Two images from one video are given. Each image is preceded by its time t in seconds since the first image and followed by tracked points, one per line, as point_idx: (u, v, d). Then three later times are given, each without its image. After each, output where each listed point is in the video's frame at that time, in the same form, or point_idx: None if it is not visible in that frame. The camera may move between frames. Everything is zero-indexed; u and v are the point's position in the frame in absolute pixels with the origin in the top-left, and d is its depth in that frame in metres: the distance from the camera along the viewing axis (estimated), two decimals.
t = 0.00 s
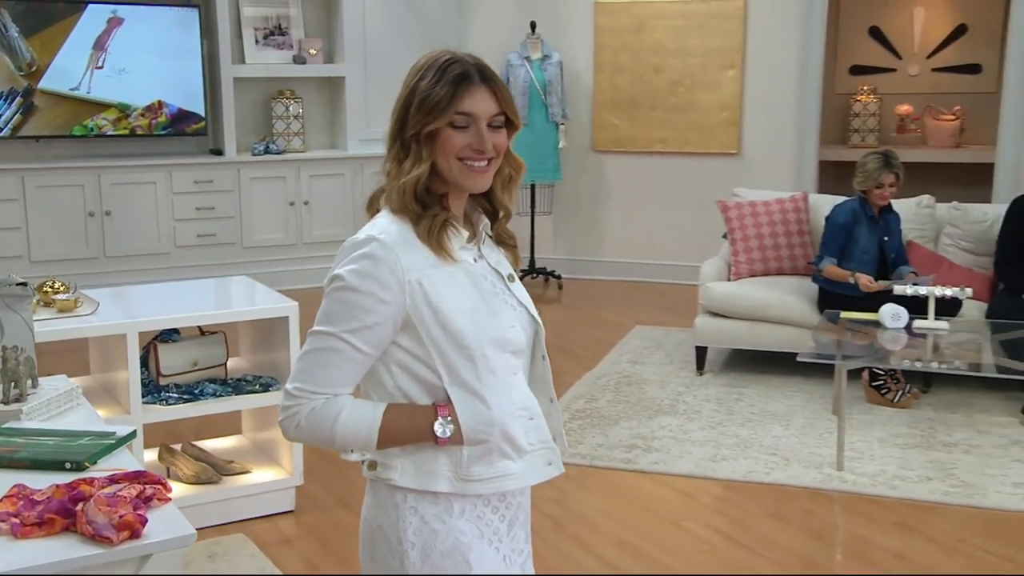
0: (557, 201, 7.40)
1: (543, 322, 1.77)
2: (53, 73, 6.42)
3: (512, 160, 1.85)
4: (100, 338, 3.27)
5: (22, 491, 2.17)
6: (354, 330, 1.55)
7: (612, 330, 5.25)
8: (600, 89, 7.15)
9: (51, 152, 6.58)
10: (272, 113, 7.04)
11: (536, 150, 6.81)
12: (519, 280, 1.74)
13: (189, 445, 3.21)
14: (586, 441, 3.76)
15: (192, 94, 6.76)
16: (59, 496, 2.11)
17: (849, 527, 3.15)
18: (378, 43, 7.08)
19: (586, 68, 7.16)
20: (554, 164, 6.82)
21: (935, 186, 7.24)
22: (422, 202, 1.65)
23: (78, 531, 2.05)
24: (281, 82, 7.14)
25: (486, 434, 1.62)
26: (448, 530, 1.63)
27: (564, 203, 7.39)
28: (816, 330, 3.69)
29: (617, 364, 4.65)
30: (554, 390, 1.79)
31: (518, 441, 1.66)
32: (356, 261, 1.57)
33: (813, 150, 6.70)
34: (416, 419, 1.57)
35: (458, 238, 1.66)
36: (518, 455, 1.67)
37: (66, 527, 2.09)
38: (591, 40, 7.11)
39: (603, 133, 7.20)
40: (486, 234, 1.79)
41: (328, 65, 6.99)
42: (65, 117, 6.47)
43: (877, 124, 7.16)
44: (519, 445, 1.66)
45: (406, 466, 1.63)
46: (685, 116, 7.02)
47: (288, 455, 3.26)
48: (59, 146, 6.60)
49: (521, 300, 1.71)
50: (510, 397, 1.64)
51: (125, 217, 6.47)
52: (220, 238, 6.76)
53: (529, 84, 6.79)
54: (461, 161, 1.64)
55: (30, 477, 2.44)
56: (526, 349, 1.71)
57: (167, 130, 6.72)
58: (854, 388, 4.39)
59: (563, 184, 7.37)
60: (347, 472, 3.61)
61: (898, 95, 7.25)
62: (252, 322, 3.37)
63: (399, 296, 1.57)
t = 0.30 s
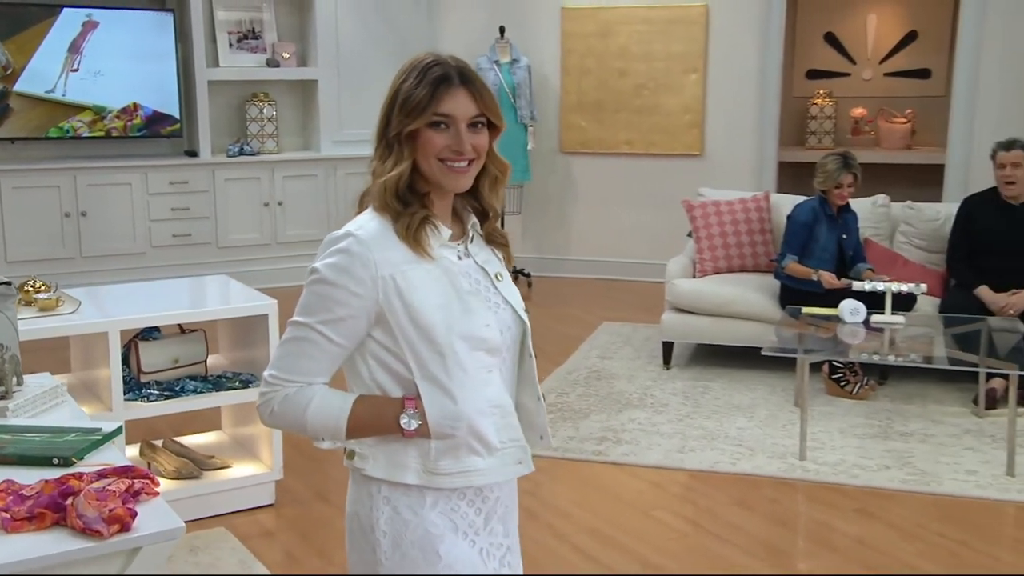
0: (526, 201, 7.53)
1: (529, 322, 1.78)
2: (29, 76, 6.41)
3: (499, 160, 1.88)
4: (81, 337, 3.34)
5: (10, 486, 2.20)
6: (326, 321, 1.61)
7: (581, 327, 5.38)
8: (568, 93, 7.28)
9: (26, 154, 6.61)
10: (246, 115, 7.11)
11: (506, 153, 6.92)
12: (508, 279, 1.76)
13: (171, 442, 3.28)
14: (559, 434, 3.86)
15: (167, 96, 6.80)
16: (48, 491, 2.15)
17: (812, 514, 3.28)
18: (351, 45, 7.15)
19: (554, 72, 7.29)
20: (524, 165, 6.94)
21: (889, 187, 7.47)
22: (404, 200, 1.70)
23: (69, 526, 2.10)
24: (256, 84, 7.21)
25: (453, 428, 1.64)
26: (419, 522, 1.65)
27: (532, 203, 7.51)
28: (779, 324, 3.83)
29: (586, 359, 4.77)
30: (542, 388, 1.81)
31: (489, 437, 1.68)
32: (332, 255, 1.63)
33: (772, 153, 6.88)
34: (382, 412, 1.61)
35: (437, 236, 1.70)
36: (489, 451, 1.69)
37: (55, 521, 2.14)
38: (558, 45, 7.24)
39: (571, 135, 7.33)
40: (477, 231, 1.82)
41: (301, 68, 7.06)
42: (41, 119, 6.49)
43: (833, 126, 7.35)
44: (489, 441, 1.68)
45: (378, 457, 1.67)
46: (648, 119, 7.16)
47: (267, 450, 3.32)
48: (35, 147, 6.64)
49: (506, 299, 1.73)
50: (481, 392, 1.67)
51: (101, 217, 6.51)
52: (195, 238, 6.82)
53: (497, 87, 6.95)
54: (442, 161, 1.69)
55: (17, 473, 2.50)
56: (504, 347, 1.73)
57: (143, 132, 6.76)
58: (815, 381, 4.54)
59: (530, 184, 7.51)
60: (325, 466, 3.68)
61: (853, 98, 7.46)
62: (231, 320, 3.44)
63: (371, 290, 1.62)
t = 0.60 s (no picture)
0: (498, 202, 7.66)
1: (513, 316, 1.83)
2: (7, 78, 6.45)
3: (483, 163, 1.90)
4: (65, 336, 3.42)
5: (3, 482, 2.31)
6: (314, 317, 1.65)
7: (554, 324, 5.51)
8: (539, 96, 7.40)
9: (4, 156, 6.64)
10: (223, 118, 7.16)
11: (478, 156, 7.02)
12: (492, 275, 1.81)
13: (155, 438, 3.37)
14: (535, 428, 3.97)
15: (145, 99, 6.85)
16: (41, 486, 2.26)
17: (779, 502, 3.41)
18: (326, 51, 7.23)
19: (525, 75, 7.41)
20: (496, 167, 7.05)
21: (850, 187, 7.67)
22: (389, 199, 1.73)
23: (62, 519, 2.20)
24: (233, 88, 7.27)
25: (437, 422, 1.69)
26: (409, 512, 1.71)
27: (505, 204, 7.63)
28: (747, 319, 3.97)
29: (559, 356, 4.89)
30: (527, 380, 1.86)
31: (473, 430, 1.73)
32: (320, 253, 1.66)
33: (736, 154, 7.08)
34: (369, 407, 1.65)
35: (421, 235, 1.73)
36: (473, 444, 1.74)
37: (48, 516, 2.25)
38: (529, 49, 7.36)
39: (542, 137, 7.45)
40: (460, 228, 1.85)
41: (277, 72, 7.12)
42: (19, 121, 6.53)
43: (795, 129, 7.53)
44: (473, 434, 1.73)
45: (365, 449, 1.73)
46: (615, 123, 7.29)
47: (250, 445, 3.42)
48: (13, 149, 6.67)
49: (490, 294, 1.78)
50: (464, 387, 1.71)
51: (80, 219, 6.55)
52: (174, 238, 6.88)
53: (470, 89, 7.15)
54: (427, 164, 1.71)
55: (8, 468, 2.57)
56: (487, 341, 1.77)
57: (122, 134, 6.82)
58: (780, 375, 4.69)
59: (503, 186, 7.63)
60: (307, 461, 3.75)
61: (813, 102, 7.66)
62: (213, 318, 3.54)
63: (357, 288, 1.65)
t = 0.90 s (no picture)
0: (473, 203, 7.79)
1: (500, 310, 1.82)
2: None
3: (470, 163, 1.88)
4: (51, 334, 3.49)
5: None
6: (311, 317, 1.63)
7: (529, 321, 5.64)
8: (513, 99, 7.51)
9: None
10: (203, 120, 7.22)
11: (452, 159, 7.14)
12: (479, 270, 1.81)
13: (140, 434, 3.45)
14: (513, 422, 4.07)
15: (126, 102, 6.89)
16: (34, 481, 2.33)
17: (750, 492, 3.53)
18: (304, 55, 7.31)
19: (499, 79, 7.52)
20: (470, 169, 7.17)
21: (815, 187, 7.86)
22: (381, 200, 1.71)
23: (55, 512, 2.28)
24: (213, 91, 7.33)
25: (435, 415, 1.68)
26: (408, 504, 1.69)
27: (480, 205, 7.76)
28: (717, 315, 4.11)
29: (534, 352, 5.01)
30: (514, 372, 1.85)
31: (469, 422, 1.72)
32: (316, 254, 1.65)
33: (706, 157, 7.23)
34: (367, 402, 1.64)
35: (413, 233, 1.72)
36: (469, 435, 1.73)
37: (41, 510, 2.32)
38: (503, 53, 7.47)
39: (516, 138, 7.56)
40: (447, 227, 1.83)
41: (257, 75, 7.18)
42: None
43: (760, 132, 7.71)
44: (469, 425, 1.72)
45: (364, 444, 1.71)
46: (585, 126, 7.42)
47: (235, 442, 3.52)
48: None
49: (477, 288, 1.77)
50: (460, 380, 1.70)
51: (62, 220, 6.59)
52: (155, 239, 6.93)
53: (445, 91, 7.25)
54: (417, 167, 1.70)
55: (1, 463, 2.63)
56: (479, 335, 1.76)
57: (103, 136, 6.85)
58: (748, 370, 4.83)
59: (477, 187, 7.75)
60: (289, 457, 3.82)
61: (778, 106, 7.84)
62: (197, 316, 3.62)
63: (354, 286, 1.64)
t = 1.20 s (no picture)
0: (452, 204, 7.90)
1: (492, 306, 1.84)
2: None
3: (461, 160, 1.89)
4: (41, 332, 3.57)
5: None
6: (310, 312, 1.65)
7: (508, 319, 5.76)
8: (491, 102, 7.62)
9: None
10: (187, 123, 7.28)
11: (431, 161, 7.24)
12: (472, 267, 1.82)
13: (129, 430, 3.56)
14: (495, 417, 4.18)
15: (110, 105, 6.93)
16: (31, 476, 2.41)
17: (725, 482, 3.65)
18: (287, 59, 7.40)
19: (478, 82, 7.63)
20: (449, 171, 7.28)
21: (784, 188, 8.02)
22: (376, 198, 1.72)
23: (51, 505, 2.36)
24: (196, 93, 7.39)
25: (431, 407, 1.70)
26: (403, 494, 1.72)
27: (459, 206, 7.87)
28: (692, 312, 4.24)
29: (514, 349, 5.13)
30: (505, 365, 1.87)
31: (463, 414, 1.74)
32: (314, 250, 1.66)
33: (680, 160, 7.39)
34: (365, 396, 1.65)
35: (408, 231, 1.73)
36: (463, 426, 1.75)
37: (38, 503, 2.41)
38: (481, 58, 7.58)
39: (494, 140, 7.67)
40: (440, 225, 1.85)
41: (240, 78, 7.24)
42: None
43: (731, 134, 7.88)
44: (464, 417, 1.74)
45: (361, 436, 1.73)
46: (560, 129, 7.54)
47: (223, 437, 3.63)
48: None
49: (471, 285, 1.79)
50: (455, 373, 1.71)
51: (46, 222, 6.62)
52: (140, 239, 6.98)
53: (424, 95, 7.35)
54: (411, 167, 1.71)
55: None
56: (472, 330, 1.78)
57: (88, 138, 6.88)
58: (722, 365, 4.97)
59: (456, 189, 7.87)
60: (276, 456, 3.90)
61: (748, 109, 8.00)
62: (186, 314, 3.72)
63: (352, 282, 1.65)
